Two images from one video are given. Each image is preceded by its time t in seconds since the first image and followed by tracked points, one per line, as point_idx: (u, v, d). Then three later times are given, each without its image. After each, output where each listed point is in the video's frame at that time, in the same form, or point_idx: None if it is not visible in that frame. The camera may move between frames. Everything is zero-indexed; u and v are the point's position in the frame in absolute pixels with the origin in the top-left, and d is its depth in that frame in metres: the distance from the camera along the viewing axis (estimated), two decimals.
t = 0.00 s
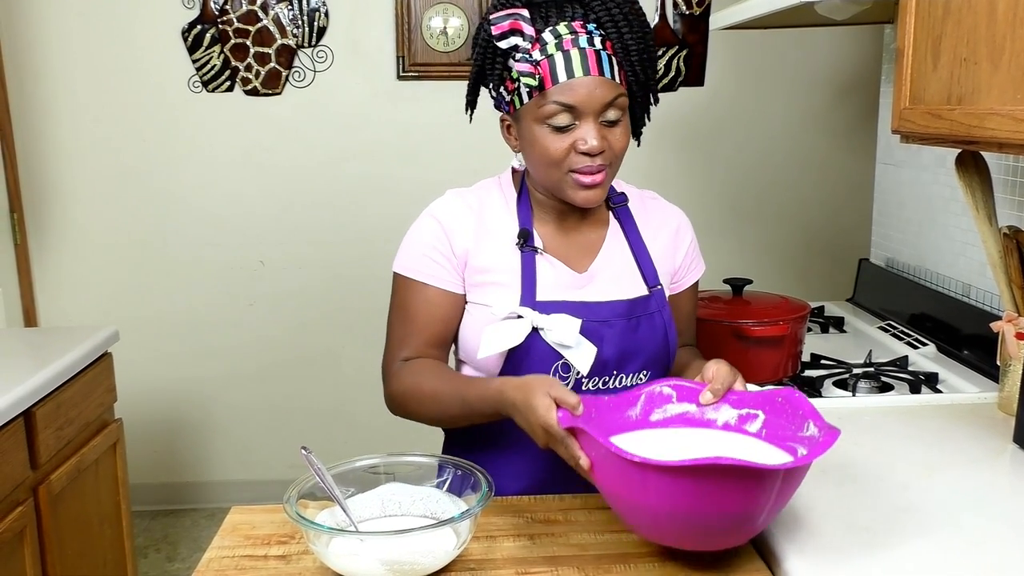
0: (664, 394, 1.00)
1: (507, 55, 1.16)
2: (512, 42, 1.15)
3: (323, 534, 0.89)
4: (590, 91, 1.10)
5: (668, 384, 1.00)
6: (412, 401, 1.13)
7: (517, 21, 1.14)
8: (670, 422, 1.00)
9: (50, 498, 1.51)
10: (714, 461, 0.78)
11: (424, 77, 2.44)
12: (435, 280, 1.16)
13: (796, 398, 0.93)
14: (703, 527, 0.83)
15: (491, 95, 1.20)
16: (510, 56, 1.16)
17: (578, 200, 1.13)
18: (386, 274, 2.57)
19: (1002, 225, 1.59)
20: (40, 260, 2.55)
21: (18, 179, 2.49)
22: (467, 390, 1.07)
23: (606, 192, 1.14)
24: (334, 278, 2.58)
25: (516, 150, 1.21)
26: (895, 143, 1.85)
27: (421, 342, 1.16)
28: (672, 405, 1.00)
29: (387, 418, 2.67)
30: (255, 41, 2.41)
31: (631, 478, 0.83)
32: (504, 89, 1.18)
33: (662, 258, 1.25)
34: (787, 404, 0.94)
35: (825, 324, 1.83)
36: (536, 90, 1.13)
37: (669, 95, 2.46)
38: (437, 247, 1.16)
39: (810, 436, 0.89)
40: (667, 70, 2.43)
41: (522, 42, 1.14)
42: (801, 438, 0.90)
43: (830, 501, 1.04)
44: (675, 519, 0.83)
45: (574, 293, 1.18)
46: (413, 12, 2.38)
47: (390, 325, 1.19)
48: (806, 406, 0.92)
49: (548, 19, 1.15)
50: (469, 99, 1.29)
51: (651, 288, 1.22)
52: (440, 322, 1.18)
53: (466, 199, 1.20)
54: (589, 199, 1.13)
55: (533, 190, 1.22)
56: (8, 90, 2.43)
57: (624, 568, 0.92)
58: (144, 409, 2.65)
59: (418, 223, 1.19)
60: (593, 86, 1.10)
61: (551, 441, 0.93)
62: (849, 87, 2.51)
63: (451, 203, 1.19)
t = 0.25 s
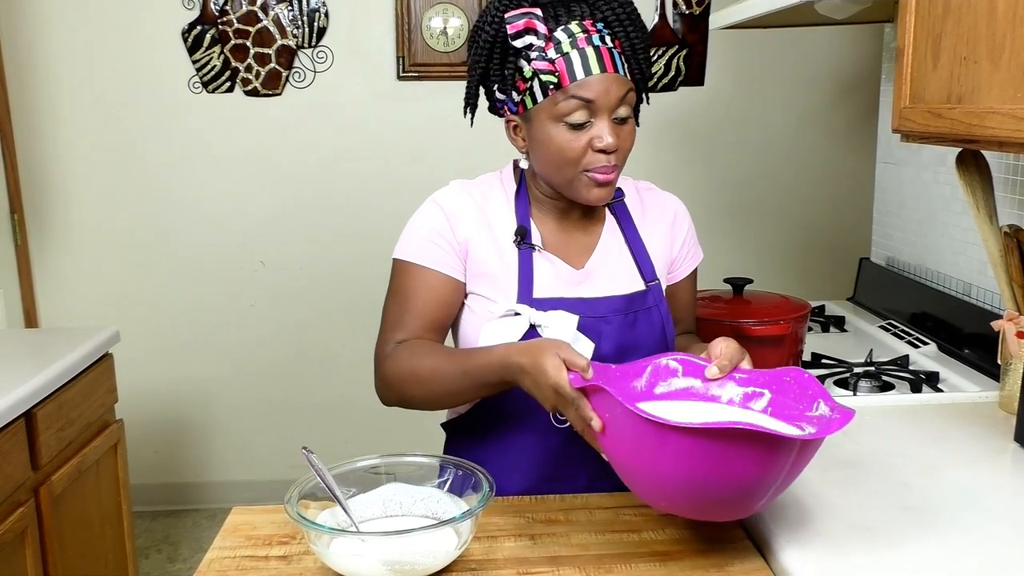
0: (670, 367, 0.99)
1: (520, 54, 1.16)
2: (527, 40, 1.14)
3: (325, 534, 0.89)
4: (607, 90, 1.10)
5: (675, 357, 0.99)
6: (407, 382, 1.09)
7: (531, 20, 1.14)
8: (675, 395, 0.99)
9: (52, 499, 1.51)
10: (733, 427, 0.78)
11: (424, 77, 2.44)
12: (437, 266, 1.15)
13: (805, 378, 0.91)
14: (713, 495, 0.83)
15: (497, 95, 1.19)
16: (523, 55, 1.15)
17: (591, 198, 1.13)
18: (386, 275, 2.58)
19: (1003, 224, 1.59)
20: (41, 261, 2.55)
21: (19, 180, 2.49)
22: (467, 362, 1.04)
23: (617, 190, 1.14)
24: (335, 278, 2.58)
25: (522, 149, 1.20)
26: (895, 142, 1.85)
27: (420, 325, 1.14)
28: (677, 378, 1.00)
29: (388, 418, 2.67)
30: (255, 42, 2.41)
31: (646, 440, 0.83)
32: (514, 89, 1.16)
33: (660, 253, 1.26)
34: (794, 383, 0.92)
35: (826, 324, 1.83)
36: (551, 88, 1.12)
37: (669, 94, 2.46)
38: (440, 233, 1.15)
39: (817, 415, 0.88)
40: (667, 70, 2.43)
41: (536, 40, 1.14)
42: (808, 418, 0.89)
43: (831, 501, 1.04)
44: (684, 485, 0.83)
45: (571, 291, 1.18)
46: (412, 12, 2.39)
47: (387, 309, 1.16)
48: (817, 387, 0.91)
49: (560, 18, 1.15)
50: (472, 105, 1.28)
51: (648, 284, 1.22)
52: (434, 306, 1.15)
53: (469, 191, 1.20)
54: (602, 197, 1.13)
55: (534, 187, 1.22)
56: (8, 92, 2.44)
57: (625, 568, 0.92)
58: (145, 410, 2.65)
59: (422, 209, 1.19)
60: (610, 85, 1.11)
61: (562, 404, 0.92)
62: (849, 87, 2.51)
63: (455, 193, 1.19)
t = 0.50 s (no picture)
0: (675, 366, 0.99)
1: (519, 49, 1.16)
2: (526, 35, 1.14)
3: (325, 534, 0.89)
4: (605, 85, 1.11)
5: (680, 356, 0.99)
6: (408, 381, 1.08)
7: (532, 15, 1.14)
8: (678, 395, 0.99)
9: (53, 499, 1.51)
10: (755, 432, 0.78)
11: (425, 78, 2.44)
12: (436, 263, 1.14)
13: (811, 383, 0.93)
14: (729, 497, 0.84)
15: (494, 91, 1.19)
16: (522, 50, 1.15)
17: (589, 194, 1.13)
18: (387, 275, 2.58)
19: (1003, 225, 1.59)
20: (42, 262, 2.56)
21: (19, 181, 2.49)
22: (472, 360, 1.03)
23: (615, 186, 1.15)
24: (336, 279, 2.58)
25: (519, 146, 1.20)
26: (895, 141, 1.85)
27: (420, 324, 1.12)
28: (681, 377, 1.00)
29: (389, 419, 2.67)
30: (255, 43, 2.41)
31: (664, 440, 0.83)
32: (512, 85, 1.16)
33: (655, 253, 1.26)
34: (800, 388, 0.94)
35: (826, 324, 1.83)
36: (550, 82, 1.12)
37: (669, 95, 2.46)
38: (439, 232, 1.15)
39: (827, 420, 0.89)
40: (667, 70, 2.43)
41: (536, 35, 1.14)
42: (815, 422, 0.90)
43: (831, 501, 1.04)
44: (701, 487, 0.83)
45: (569, 291, 1.19)
46: (413, 13, 2.39)
47: (384, 309, 1.15)
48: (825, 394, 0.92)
49: (559, 15, 1.15)
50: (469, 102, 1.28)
51: (646, 283, 1.22)
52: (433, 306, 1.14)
53: (466, 192, 1.21)
54: (601, 193, 1.13)
55: (531, 188, 1.22)
56: (9, 92, 2.44)
57: (626, 568, 0.92)
58: (145, 411, 2.65)
59: (418, 210, 1.18)
60: (608, 80, 1.11)
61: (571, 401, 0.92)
62: (849, 87, 2.51)
63: (451, 194, 1.20)
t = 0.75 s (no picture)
0: (675, 368, 0.99)
1: (506, 45, 1.16)
2: (512, 30, 1.15)
3: (326, 535, 0.89)
4: (590, 77, 1.12)
5: (680, 358, 0.99)
6: (412, 384, 1.07)
7: (516, 11, 1.15)
8: (679, 396, 0.99)
9: (53, 500, 1.51)
10: (766, 433, 0.78)
11: (425, 78, 2.44)
12: (436, 264, 1.14)
13: (813, 382, 0.92)
14: (739, 499, 0.84)
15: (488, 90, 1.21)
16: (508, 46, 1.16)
17: (575, 188, 1.13)
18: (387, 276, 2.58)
19: (1003, 224, 1.58)
20: (42, 263, 2.56)
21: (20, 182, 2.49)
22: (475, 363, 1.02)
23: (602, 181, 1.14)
24: (336, 279, 2.58)
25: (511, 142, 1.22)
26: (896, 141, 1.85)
27: (420, 326, 1.12)
28: (682, 379, 0.99)
29: (389, 419, 2.67)
30: (256, 43, 2.41)
31: (675, 442, 0.83)
32: (501, 82, 1.18)
33: (654, 252, 1.26)
34: (801, 387, 0.93)
35: (827, 324, 1.83)
36: (533, 76, 1.14)
37: (669, 94, 2.46)
38: (438, 233, 1.15)
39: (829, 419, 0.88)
40: (667, 70, 2.43)
41: (522, 30, 1.14)
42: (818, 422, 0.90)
43: (832, 501, 1.04)
44: (713, 490, 0.83)
45: (571, 292, 1.19)
46: (413, 13, 2.39)
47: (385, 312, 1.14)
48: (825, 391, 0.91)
49: (546, 10, 1.16)
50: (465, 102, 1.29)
51: (646, 284, 1.22)
52: (434, 307, 1.13)
53: (465, 193, 1.21)
54: (586, 187, 1.13)
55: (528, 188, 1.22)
56: (9, 93, 2.44)
57: (627, 568, 0.92)
58: (146, 411, 2.65)
59: (417, 212, 1.18)
60: (592, 73, 1.12)
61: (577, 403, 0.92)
62: (849, 86, 2.51)
63: (450, 195, 1.20)
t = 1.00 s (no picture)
0: (677, 365, 0.98)
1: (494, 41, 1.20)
2: (495, 25, 1.18)
3: (325, 535, 0.88)
4: (551, 70, 1.13)
5: (682, 355, 0.98)
6: (415, 387, 1.06)
7: (501, 9, 1.17)
8: (683, 393, 0.99)
9: (53, 500, 1.51)
10: (776, 428, 0.78)
11: (425, 78, 2.44)
12: (434, 266, 1.13)
13: (814, 371, 0.93)
14: (750, 494, 0.84)
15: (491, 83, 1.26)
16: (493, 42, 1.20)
17: (530, 182, 1.15)
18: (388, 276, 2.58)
19: (1003, 225, 1.58)
20: (43, 263, 2.56)
21: (21, 182, 2.49)
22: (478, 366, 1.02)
23: (562, 177, 1.15)
24: (336, 280, 2.58)
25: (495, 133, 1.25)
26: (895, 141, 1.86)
27: (419, 329, 1.11)
28: (685, 376, 0.99)
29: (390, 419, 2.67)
30: (256, 43, 2.41)
31: (683, 441, 0.83)
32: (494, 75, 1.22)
33: (650, 255, 1.27)
34: (805, 377, 0.94)
35: (827, 324, 1.82)
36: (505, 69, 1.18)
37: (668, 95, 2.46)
38: (436, 236, 1.14)
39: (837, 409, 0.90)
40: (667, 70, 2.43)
41: (504, 26, 1.17)
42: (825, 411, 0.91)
43: (832, 501, 1.04)
44: (723, 486, 0.83)
45: (566, 294, 1.19)
46: (413, 14, 2.39)
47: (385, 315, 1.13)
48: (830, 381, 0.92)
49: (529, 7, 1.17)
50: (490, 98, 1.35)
51: (641, 286, 1.23)
52: (433, 309, 1.13)
53: (462, 196, 1.20)
54: (542, 181, 1.15)
55: (520, 191, 1.22)
56: (10, 93, 2.44)
57: (627, 568, 0.92)
58: (146, 411, 2.65)
59: (413, 215, 1.17)
60: (555, 66, 1.13)
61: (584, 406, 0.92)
62: (849, 87, 2.51)
63: (447, 198, 1.19)
